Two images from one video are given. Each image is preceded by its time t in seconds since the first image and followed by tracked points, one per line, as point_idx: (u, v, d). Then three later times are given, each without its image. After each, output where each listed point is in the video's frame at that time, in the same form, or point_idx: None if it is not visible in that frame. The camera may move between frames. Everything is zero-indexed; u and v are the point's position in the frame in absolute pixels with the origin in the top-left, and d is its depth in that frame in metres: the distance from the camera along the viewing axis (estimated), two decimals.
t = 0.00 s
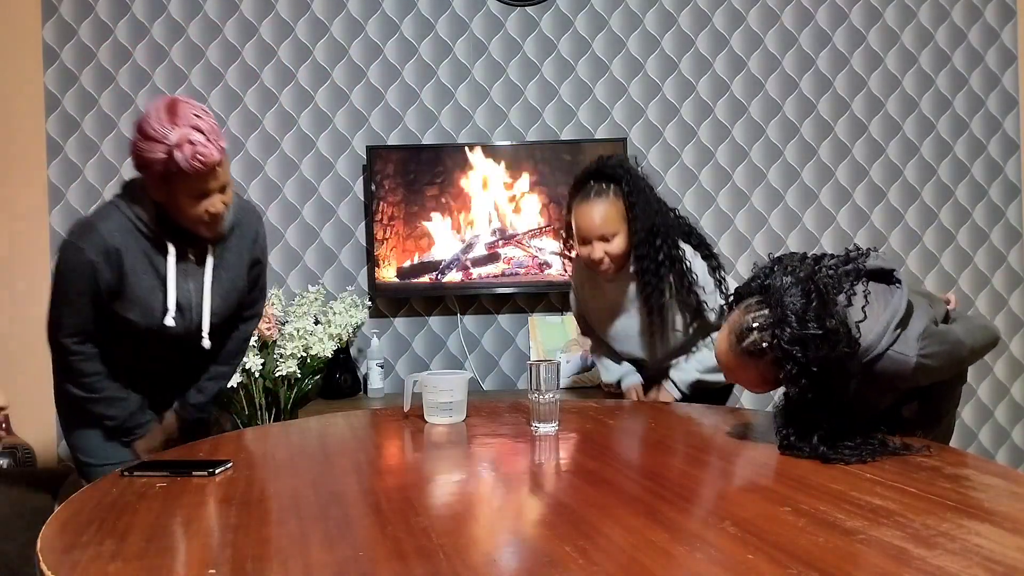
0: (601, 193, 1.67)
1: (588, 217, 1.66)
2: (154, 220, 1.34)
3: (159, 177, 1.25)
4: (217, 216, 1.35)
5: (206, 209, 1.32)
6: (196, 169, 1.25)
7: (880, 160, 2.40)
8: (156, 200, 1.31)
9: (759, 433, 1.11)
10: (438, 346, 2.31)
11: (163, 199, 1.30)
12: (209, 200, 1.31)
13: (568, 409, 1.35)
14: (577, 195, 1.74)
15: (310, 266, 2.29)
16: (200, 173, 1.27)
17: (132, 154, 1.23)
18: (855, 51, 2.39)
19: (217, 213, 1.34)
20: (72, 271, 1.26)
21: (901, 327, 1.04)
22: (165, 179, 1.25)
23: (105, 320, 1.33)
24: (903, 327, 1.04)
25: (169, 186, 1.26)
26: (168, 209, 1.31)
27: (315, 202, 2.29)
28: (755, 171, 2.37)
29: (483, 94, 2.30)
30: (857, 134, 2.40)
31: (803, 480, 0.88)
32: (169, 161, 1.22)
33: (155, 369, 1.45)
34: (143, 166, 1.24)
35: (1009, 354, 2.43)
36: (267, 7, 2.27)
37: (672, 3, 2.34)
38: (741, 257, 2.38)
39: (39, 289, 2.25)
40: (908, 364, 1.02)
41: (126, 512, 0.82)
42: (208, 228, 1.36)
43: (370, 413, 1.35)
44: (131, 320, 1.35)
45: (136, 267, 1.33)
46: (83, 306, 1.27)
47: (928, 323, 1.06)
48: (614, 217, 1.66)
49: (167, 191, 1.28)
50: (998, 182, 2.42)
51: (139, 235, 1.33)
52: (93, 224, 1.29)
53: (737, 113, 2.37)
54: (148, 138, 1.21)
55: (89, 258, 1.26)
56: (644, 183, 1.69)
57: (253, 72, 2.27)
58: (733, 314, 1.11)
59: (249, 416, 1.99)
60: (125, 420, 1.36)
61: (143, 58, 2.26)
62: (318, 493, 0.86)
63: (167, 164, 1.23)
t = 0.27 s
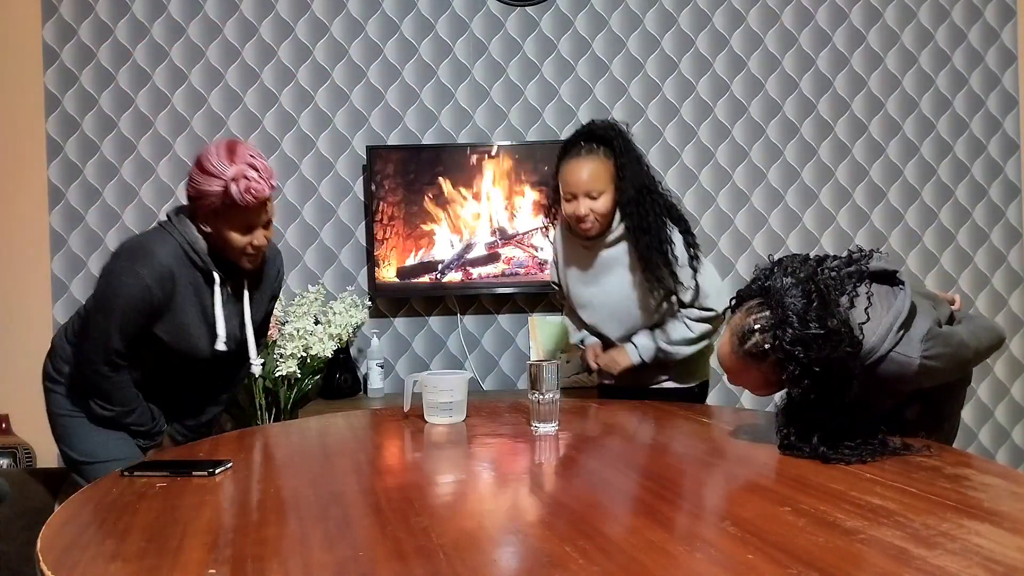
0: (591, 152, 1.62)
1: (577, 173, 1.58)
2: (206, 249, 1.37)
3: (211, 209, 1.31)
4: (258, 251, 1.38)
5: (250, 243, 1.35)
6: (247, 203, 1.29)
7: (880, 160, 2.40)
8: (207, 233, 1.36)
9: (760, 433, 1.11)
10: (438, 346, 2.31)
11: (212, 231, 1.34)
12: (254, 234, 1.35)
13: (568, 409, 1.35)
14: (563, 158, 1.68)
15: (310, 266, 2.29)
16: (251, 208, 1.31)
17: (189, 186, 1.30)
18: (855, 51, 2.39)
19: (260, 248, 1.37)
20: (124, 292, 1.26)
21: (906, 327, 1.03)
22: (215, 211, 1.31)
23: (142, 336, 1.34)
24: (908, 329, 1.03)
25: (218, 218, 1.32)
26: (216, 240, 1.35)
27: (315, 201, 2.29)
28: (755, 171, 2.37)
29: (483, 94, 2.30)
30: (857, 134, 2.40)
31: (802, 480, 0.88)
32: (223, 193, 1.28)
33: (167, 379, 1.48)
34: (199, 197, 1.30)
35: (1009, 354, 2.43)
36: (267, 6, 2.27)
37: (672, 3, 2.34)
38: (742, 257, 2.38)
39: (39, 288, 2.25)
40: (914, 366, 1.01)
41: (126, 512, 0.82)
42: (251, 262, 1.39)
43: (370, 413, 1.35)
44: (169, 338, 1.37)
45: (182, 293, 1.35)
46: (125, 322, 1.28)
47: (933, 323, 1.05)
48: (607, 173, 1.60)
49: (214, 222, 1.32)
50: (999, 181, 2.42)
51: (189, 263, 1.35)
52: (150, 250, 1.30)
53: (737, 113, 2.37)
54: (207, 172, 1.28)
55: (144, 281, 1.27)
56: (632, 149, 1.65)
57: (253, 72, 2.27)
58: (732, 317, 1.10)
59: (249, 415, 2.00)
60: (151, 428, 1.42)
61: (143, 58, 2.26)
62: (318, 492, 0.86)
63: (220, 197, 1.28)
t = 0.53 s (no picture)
0: (580, 129, 1.75)
1: (564, 148, 1.71)
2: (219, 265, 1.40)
3: (224, 227, 1.38)
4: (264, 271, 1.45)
5: (259, 262, 1.42)
6: (261, 225, 1.37)
7: (880, 160, 2.40)
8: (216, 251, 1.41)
9: (760, 433, 1.11)
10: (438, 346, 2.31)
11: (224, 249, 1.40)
12: (263, 254, 1.42)
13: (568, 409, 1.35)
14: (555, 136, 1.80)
15: (310, 266, 2.29)
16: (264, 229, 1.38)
17: (203, 206, 1.37)
18: (855, 51, 2.39)
19: (268, 267, 1.44)
20: (147, 305, 1.27)
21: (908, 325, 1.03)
22: (228, 229, 1.37)
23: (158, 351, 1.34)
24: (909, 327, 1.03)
25: (230, 236, 1.38)
26: (226, 258, 1.41)
27: (315, 202, 2.29)
28: (755, 171, 2.37)
29: (483, 94, 2.30)
30: (857, 134, 2.40)
31: (803, 480, 0.87)
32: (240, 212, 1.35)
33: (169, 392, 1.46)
34: (212, 218, 1.37)
35: (1009, 354, 2.43)
36: (267, 6, 2.27)
37: (672, 3, 2.34)
38: (742, 257, 2.38)
39: (39, 288, 2.25)
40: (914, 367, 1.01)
41: (127, 512, 0.82)
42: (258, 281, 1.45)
43: (370, 413, 1.35)
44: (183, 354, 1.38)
45: (199, 310, 1.37)
46: (147, 337, 1.29)
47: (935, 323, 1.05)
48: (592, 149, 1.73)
49: (226, 240, 1.39)
50: (999, 182, 2.42)
51: (205, 280, 1.38)
52: (171, 266, 1.32)
53: (737, 113, 2.37)
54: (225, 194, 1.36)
55: (171, 297, 1.29)
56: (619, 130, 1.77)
57: (253, 72, 2.27)
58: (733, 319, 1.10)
59: (249, 415, 2.00)
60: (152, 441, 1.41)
61: (143, 58, 2.26)
62: (318, 493, 0.86)
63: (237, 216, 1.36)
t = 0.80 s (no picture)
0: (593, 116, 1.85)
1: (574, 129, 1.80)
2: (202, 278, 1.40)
3: (207, 240, 1.37)
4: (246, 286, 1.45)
5: (242, 276, 1.42)
6: (246, 238, 1.37)
7: (880, 160, 2.40)
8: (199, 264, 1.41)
9: (761, 433, 1.11)
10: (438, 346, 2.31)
11: (206, 262, 1.40)
12: (245, 268, 1.42)
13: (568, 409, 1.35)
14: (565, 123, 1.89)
15: (310, 266, 2.29)
16: (248, 242, 1.39)
17: (187, 219, 1.37)
18: (855, 51, 2.39)
19: (251, 280, 1.44)
20: (132, 320, 1.29)
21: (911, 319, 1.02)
22: (212, 242, 1.37)
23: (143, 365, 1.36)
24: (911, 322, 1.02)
25: (214, 249, 1.38)
26: (209, 272, 1.41)
27: (315, 202, 2.29)
28: (755, 171, 2.37)
29: (483, 94, 2.30)
30: (857, 133, 2.40)
31: (802, 480, 0.87)
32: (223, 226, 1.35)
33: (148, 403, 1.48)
34: (195, 231, 1.37)
35: (1009, 354, 2.43)
36: (267, 6, 2.27)
37: (672, 3, 2.34)
38: (742, 257, 2.38)
39: (38, 288, 2.25)
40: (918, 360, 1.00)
41: (127, 512, 0.82)
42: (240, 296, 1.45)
43: (370, 413, 1.35)
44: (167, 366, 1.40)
45: (184, 324, 1.39)
46: (132, 350, 1.30)
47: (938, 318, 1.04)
48: (598, 135, 1.83)
49: (209, 252, 1.38)
50: (999, 181, 2.42)
51: (189, 293, 1.38)
52: (157, 277, 1.34)
53: (737, 113, 2.37)
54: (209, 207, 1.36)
55: (157, 309, 1.32)
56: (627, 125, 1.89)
57: (252, 72, 2.27)
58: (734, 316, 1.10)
59: (249, 415, 2.00)
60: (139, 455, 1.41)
61: (143, 58, 2.26)
62: (318, 493, 0.86)
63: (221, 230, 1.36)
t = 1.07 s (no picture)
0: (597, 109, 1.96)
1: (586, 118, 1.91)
2: (158, 291, 1.49)
3: (157, 252, 1.46)
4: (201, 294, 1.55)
5: (196, 284, 1.53)
6: (195, 248, 1.47)
7: (879, 160, 2.40)
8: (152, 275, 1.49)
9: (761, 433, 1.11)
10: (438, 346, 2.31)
11: (158, 272, 1.48)
12: (199, 277, 1.53)
13: (568, 410, 1.35)
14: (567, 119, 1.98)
15: (310, 266, 2.29)
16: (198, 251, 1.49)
17: (136, 233, 1.45)
18: (855, 51, 2.39)
19: (205, 288, 1.55)
20: (95, 336, 1.36)
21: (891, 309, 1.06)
22: (163, 255, 1.46)
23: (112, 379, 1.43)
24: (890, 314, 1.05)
25: (166, 260, 1.48)
26: (164, 283, 1.50)
27: (315, 201, 2.29)
28: (755, 171, 2.37)
29: (483, 94, 2.30)
30: (857, 133, 2.40)
31: (802, 480, 0.88)
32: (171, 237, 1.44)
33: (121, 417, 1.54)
34: (146, 245, 1.45)
35: (1009, 354, 2.43)
36: (267, 6, 2.27)
37: (672, 3, 2.34)
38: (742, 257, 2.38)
39: (38, 288, 2.25)
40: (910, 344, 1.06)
41: (127, 513, 0.82)
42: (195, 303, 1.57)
43: (370, 413, 1.35)
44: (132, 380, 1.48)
45: (146, 335, 1.46)
46: (99, 365, 1.37)
47: (924, 303, 1.12)
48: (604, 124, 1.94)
49: (161, 264, 1.48)
50: (998, 181, 2.42)
51: (148, 306, 1.46)
52: (114, 294, 1.40)
53: (737, 113, 2.37)
54: (155, 221, 1.44)
55: (117, 324, 1.38)
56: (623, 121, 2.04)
57: (252, 72, 2.27)
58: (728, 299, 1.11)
59: (249, 415, 2.01)
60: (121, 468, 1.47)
61: (143, 58, 2.26)
62: (318, 493, 0.86)
63: (170, 242, 1.45)
